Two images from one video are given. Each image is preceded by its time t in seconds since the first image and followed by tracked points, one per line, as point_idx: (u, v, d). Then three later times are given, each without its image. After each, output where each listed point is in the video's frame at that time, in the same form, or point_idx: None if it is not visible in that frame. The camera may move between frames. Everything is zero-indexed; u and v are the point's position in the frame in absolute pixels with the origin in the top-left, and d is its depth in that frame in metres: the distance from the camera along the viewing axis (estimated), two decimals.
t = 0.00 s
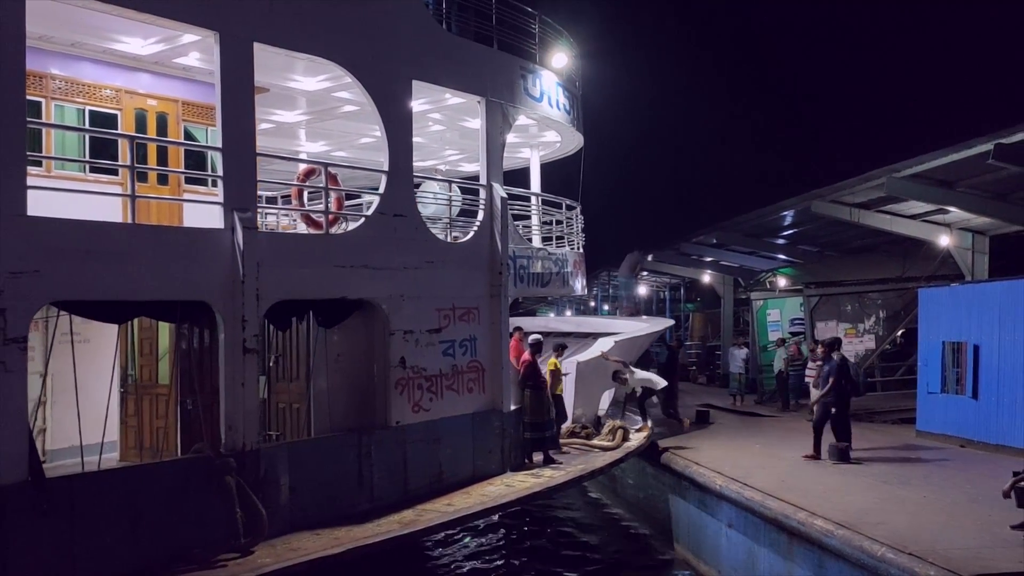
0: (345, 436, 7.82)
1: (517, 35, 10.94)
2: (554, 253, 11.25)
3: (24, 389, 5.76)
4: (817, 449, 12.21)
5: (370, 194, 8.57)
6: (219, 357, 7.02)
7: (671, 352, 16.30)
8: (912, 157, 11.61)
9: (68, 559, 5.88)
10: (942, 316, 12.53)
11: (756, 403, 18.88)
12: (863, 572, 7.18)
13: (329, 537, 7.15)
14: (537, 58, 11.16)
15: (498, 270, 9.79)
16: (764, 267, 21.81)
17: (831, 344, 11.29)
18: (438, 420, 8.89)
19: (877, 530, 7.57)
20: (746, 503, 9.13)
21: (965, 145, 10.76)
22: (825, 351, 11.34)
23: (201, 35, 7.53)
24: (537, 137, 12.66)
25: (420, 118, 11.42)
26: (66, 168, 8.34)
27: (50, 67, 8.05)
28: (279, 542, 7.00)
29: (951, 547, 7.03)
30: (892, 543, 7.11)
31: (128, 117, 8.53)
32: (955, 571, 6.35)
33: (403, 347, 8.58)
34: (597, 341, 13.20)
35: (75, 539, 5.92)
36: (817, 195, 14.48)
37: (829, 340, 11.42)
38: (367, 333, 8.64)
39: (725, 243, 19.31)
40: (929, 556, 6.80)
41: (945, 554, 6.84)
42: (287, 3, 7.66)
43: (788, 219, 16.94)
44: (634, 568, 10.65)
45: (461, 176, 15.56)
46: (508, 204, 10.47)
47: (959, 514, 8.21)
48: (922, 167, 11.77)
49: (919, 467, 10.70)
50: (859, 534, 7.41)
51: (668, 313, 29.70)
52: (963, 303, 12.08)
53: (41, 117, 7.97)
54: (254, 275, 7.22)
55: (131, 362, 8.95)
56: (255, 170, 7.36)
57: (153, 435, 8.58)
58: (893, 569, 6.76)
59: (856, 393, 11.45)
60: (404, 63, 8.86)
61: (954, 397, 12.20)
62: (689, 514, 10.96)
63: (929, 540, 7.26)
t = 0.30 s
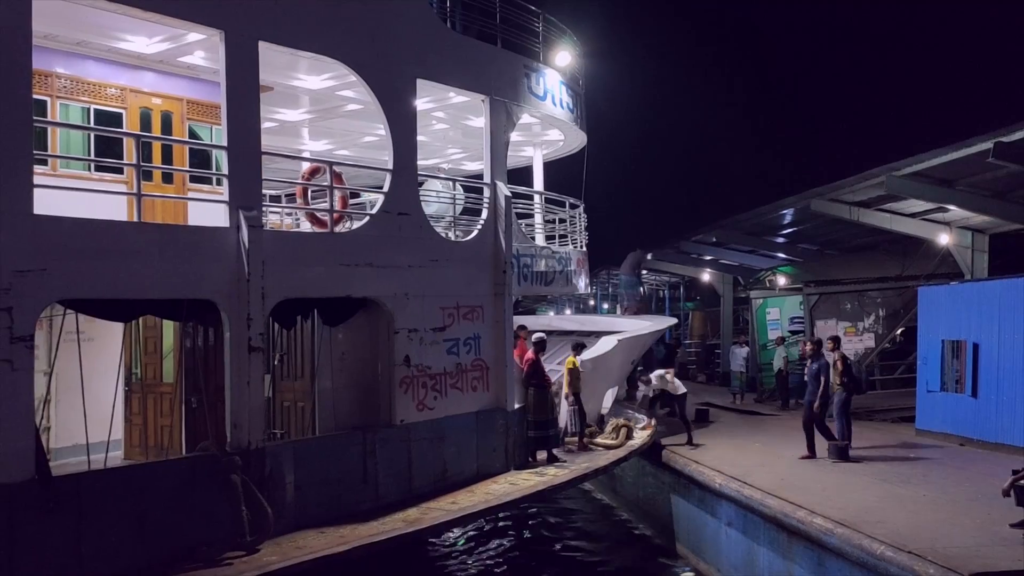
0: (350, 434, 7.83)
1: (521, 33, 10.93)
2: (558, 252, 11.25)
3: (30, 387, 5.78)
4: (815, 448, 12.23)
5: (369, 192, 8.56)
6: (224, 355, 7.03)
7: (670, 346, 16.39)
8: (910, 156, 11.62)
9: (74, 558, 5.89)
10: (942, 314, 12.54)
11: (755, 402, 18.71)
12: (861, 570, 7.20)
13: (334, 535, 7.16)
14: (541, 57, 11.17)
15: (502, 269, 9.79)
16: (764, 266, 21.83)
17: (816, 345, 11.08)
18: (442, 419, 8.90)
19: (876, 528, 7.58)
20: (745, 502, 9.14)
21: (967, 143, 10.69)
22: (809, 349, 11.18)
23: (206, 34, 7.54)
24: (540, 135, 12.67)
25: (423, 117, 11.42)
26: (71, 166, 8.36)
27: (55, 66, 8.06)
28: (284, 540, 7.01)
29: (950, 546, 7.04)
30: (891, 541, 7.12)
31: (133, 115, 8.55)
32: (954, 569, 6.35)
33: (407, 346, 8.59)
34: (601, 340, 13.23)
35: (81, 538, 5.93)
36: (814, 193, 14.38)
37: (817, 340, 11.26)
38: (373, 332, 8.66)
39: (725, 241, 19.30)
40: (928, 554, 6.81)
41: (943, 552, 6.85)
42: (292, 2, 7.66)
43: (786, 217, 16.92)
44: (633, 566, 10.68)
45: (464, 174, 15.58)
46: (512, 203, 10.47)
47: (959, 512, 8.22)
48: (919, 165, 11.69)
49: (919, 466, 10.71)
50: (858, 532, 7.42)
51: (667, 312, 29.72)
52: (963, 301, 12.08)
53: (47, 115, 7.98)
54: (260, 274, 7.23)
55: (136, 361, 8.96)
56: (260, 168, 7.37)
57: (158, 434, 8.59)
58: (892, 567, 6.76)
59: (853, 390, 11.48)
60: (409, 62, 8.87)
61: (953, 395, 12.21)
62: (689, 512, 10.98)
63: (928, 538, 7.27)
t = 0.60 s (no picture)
0: (354, 432, 7.83)
1: (525, 31, 10.93)
2: (561, 249, 11.26)
3: (37, 385, 5.79)
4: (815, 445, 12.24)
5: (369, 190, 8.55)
6: (230, 353, 7.03)
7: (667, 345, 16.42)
8: (910, 153, 11.62)
9: (80, 556, 5.89)
10: (941, 311, 12.53)
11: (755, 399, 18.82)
12: (861, 567, 7.21)
13: (340, 532, 7.17)
14: (545, 54, 11.16)
15: (506, 266, 9.80)
16: (764, 264, 21.85)
17: (808, 343, 11.02)
18: (446, 416, 8.90)
19: (877, 525, 7.58)
20: (745, 499, 9.15)
21: (966, 140, 10.66)
22: (803, 344, 11.14)
23: (211, 31, 7.54)
24: (543, 133, 12.67)
25: (426, 114, 11.42)
26: (76, 164, 8.36)
27: (60, 64, 8.07)
28: (290, 537, 7.02)
29: (950, 543, 7.04)
30: (891, 538, 7.13)
31: (138, 113, 8.55)
32: (954, 566, 6.35)
33: (412, 343, 8.60)
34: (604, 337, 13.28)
35: (88, 535, 5.94)
36: (814, 189, 14.32)
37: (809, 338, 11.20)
38: (376, 328, 8.65)
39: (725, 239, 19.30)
40: (928, 551, 6.81)
41: (943, 549, 6.86)
42: None
43: (785, 215, 16.87)
44: (632, 564, 10.70)
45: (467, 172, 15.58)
46: (516, 200, 10.48)
47: (960, 509, 8.23)
48: (920, 162, 11.65)
49: (919, 463, 10.72)
50: (858, 529, 7.43)
51: (667, 309, 29.75)
52: (962, 298, 12.08)
53: (52, 113, 7.99)
54: (265, 271, 7.24)
55: (141, 358, 8.97)
56: (265, 166, 7.38)
57: (163, 431, 8.60)
58: (891, 564, 6.77)
59: (856, 386, 11.52)
60: (413, 60, 8.87)
61: (953, 392, 12.22)
62: (688, 510, 10.99)
63: (928, 535, 7.28)
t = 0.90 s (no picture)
0: (359, 428, 7.84)
1: (528, 27, 10.92)
2: (565, 246, 11.26)
3: (43, 382, 5.79)
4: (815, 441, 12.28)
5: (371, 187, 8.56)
6: (235, 349, 7.04)
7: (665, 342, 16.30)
8: (910, 149, 11.61)
9: (86, 553, 5.90)
10: (941, 307, 12.52)
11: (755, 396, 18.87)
12: (861, 563, 7.21)
13: (346, 528, 7.18)
14: (548, 51, 11.15)
15: (510, 263, 9.80)
16: (764, 260, 21.93)
17: (802, 340, 10.96)
18: (450, 413, 8.91)
19: (877, 521, 7.59)
20: (745, 496, 9.16)
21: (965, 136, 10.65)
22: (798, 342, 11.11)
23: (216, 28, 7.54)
24: (546, 130, 12.67)
25: (430, 111, 11.42)
26: (80, 161, 8.38)
27: (65, 61, 8.07)
28: (296, 533, 7.02)
29: (949, 539, 7.03)
30: (890, 534, 7.13)
31: (143, 110, 8.56)
32: (955, 563, 6.35)
33: (416, 340, 8.62)
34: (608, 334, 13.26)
35: (94, 532, 5.95)
36: (815, 186, 14.32)
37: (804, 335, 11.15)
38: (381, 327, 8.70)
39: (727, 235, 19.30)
40: (928, 547, 6.82)
41: (943, 545, 6.86)
42: None
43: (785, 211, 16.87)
44: (633, 561, 10.72)
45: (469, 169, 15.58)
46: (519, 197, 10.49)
47: (960, 505, 8.23)
48: (921, 158, 11.64)
49: (920, 459, 10.73)
50: (858, 526, 7.44)
51: (668, 306, 29.76)
52: (962, 294, 12.07)
53: (57, 110, 7.99)
54: (270, 268, 7.24)
55: (145, 355, 8.97)
56: (270, 163, 7.38)
57: (167, 428, 8.61)
58: (891, 560, 6.77)
59: (861, 383, 11.57)
60: (417, 56, 8.86)
61: (953, 388, 12.22)
62: (688, 506, 11.00)
63: (928, 531, 7.28)
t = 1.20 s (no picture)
0: (363, 422, 7.85)
1: (531, 21, 10.92)
2: (567, 239, 11.26)
3: (49, 376, 5.81)
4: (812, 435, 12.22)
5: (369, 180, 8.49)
6: (239, 343, 7.05)
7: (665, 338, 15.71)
8: (908, 143, 11.60)
9: (92, 547, 5.91)
10: (939, 301, 12.53)
11: (753, 389, 18.85)
12: (860, 556, 7.23)
13: (350, 522, 7.20)
14: (550, 45, 11.15)
15: (513, 257, 9.80)
16: (762, 254, 21.92)
17: (797, 332, 11.07)
18: (453, 406, 8.93)
19: (875, 514, 7.61)
20: (744, 489, 9.18)
21: (961, 129, 10.65)
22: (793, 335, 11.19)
23: (219, 22, 7.54)
24: (548, 123, 12.67)
25: (432, 105, 11.42)
26: (83, 156, 8.39)
27: (68, 56, 8.06)
28: (301, 527, 7.04)
29: (947, 531, 7.05)
30: (888, 527, 7.15)
31: (146, 104, 8.57)
32: (952, 555, 6.37)
33: (419, 333, 8.63)
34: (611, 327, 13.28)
35: (101, 526, 5.97)
36: (814, 179, 14.31)
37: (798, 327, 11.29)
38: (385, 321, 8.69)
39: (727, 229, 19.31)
40: (925, 539, 6.84)
41: (940, 537, 6.88)
42: None
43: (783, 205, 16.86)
44: (632, 553, 10.77)
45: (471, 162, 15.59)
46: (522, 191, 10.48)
47: (959, 498, 8.26)
48: (918, 152, 11.64)
49: (918, 451, 10.76)
50: (856, 518, 7.46)
51: (667, 300, 29.81)
52: (961, 287, 12.07)
53: (61, 105, 8.00)
54: (274, 262, 7.25)
55: (148, 349, 9.00)
56: (274, 158, 7.39)
57: (171, 421, 8.64)
58: (889, 552, 6.79)
59: (870, 376, 11.69)
60: (420, 50, 8.86)
61: (950, 381, 12.24)
62: (687, 500, 11.02)
63: (926, 523, 7.31)
